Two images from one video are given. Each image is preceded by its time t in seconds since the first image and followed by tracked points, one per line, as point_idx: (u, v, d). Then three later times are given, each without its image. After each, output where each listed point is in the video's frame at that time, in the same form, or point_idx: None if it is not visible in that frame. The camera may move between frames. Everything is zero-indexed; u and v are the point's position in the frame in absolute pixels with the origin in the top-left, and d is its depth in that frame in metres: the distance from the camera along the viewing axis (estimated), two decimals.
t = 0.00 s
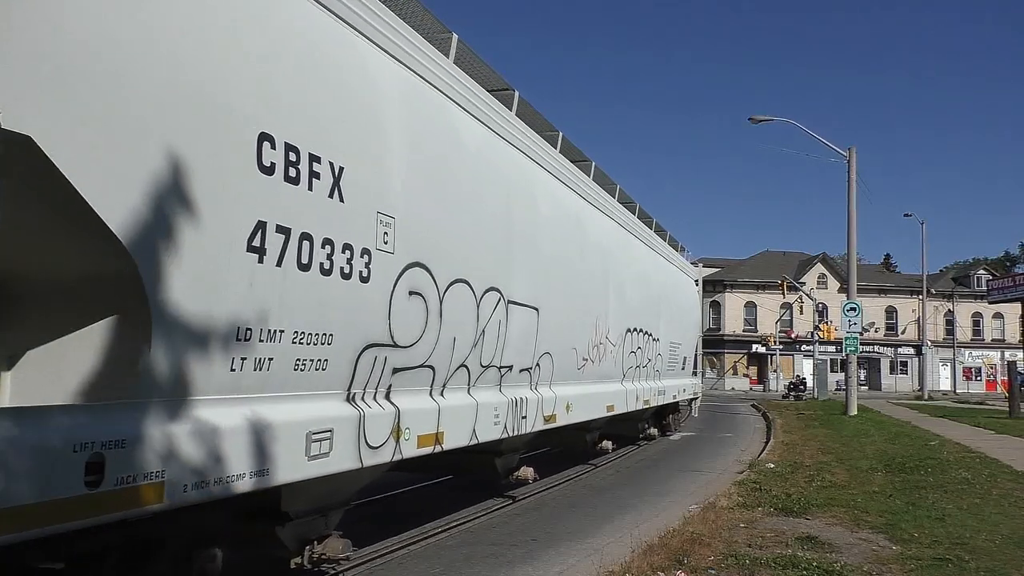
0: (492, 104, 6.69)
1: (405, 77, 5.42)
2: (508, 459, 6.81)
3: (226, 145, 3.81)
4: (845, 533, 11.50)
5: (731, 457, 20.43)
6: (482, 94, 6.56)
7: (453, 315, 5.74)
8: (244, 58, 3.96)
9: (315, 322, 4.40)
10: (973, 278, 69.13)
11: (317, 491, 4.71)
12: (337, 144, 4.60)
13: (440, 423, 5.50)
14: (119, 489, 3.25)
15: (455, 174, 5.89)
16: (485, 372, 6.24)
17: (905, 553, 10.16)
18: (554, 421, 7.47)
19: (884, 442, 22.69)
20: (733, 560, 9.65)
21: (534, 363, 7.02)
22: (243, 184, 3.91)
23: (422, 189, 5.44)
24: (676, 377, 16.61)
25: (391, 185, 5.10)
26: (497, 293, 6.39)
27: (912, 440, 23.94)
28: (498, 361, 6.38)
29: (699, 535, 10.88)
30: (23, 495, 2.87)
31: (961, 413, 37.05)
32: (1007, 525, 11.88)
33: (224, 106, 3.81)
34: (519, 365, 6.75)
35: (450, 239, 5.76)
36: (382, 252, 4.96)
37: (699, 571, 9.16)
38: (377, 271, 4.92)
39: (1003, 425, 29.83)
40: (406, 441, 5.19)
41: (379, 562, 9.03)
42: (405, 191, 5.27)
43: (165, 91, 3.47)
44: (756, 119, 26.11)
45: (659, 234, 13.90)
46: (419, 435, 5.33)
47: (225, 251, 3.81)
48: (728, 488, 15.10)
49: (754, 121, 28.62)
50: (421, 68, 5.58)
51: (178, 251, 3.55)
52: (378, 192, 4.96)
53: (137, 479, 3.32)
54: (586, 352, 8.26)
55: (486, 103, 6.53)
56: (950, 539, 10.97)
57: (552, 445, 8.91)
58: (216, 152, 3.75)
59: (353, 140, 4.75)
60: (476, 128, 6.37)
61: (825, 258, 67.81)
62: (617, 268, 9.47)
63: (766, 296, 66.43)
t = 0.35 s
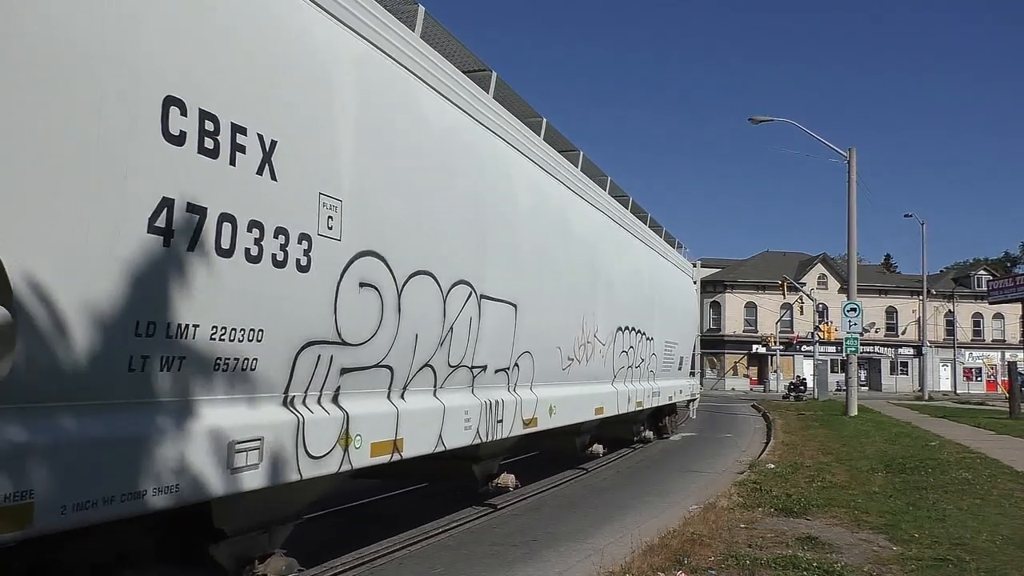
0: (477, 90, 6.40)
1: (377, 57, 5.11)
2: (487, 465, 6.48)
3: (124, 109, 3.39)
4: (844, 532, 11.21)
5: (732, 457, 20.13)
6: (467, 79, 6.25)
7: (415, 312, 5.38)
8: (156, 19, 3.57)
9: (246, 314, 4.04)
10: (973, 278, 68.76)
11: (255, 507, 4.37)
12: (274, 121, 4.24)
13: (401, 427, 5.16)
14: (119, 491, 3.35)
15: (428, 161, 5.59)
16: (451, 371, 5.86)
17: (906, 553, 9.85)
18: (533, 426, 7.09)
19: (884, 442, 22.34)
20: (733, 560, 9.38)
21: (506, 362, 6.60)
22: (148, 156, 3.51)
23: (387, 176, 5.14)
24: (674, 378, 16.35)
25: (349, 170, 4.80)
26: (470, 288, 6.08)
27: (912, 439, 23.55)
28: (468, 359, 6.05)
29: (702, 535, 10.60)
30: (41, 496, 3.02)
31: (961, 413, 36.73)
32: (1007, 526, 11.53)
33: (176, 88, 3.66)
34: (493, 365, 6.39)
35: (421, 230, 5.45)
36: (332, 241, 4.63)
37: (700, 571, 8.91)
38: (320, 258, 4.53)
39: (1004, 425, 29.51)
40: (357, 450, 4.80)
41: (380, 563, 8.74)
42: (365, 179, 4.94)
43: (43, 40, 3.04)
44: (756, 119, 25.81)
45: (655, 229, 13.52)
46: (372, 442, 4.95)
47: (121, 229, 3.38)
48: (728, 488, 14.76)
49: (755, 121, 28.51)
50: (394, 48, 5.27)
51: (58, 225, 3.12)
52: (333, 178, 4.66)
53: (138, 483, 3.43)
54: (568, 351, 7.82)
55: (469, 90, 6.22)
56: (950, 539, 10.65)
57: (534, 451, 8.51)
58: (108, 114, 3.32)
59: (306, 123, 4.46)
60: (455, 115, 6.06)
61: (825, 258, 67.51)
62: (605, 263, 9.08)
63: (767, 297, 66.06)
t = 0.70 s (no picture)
0: (443, 63, 6.02)
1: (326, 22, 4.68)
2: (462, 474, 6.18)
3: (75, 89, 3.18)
4: (845, 532, 10.83)
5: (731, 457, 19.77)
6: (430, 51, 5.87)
7: (366, 305, 4.98)
8: None
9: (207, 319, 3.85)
10: (973, 278, 68.41)
11: (175, 522, 4.01)
12: (204, 95, 3.79)
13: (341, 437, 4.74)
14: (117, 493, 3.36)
15: (385, 142, 5.20)
16: (413, 373, 5.56)
17: (906, 553, 9.48)
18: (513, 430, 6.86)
19: (884, 442, 21.97)
20: (733, 560, 9.01)
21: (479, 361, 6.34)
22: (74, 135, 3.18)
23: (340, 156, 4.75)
24: (671, 379, 15.96)
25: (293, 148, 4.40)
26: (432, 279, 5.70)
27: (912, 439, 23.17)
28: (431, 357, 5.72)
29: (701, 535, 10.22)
30: (48, 498, 3.05)
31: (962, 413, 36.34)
32: (1007, 526, 11.16)
33: (177, 89, 3.64)
34: (463, 365, 6.14)
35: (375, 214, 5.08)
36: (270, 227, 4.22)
37: (700, 571, 8.55)
38: (255, 243, 4.12)
39: (1004, 425, 29.13)
40: (293, 460, 4.39)
41: (379, 562, 8.35)
42: (312, 156, 4.53)
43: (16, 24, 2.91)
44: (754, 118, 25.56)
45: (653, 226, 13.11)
46: (313, 451, 4.54)
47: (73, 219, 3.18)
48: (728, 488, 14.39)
49: (755, 120, 28.33)
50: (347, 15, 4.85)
51: None
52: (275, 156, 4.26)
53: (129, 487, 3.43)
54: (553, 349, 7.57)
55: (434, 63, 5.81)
56: (950, 539, 10.28)
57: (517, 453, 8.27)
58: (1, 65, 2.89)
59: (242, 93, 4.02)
60: (420, 91, 5.67)
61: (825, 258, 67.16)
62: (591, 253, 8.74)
63: (767, 297, 65.68)
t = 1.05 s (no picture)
0: (401, 34, 5.69)
1: None
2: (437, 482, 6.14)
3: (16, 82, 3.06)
4: (845, 532, 10.43)
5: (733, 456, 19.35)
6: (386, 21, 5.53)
7: (306, 295, 4.62)
8: None
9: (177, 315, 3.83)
10: (974, 277, 67.91)
11: (76, 537, 3.64)
12: (112, 66, 3.44)
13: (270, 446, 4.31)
14: (101, 494, 3.37)
15: (330, 117, 4.88)
16: (366, 372, 5.21)
17: (907, 553, 9.06)
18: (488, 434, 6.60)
19: (885, 442, 21.54)
20: (733, 559, 8.62)
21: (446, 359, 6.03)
22: None
23: (276, 131, 4.42)
24: (666, 379, 15.60)
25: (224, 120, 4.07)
26: (389, 271, 5.38)
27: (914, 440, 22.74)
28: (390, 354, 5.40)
29: (700, 534, 9.82)
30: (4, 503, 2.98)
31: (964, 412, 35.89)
32: (1007, 525, 10.74)
33: (94, 65, 3.35)
34: (429, 365, 5.84)
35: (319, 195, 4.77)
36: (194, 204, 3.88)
37: (700, 571, 8.16)
38: (176, 221, 3.77)
39: (1006, 425, 28.71)
40: (211, 471, 3.94)
41: (380, 562, 8.05)
42: (244, 130, 4.19)
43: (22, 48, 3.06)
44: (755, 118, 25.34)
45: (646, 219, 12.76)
46: (238, 462, 4.12)
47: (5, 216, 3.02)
48: (728, 488, 13.96)
49: (754, 121, 28.11)
50: None
51: None
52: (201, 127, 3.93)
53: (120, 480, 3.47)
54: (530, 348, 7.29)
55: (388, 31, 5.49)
56: (950, 539, 9.87)
57: (496, 459, 8.00)
58: None
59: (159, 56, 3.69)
60: (373, 63, 5.33)
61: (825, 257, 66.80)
62: (574, 243, 8.39)
63: (767, 296, 65.27)
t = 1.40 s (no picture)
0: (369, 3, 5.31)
1: None
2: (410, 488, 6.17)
3: None
4: (844, 532, 10.09)
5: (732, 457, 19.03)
6: None
7: (251, 281, 4.24)
8: None
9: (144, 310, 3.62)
10: (974, 278, 67.55)
11: None
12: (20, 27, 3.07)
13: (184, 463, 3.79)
14: None
15: (284, 83, 4.47)
16: (315, 372, 4.78)
17: (906, 553, 8.72)
18: (456, 441, 6.27)
19: (885, 443, 21.21)
20: (734, 560, 8.27)
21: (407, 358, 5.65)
22: None
23: (220, 93, 4.02)
24: (661, 379, 15.25)
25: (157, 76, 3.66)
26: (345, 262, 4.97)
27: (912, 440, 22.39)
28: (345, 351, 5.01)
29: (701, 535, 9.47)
30: None
31: (962, 414, 35.54)
32: (1009, 526, 10.41)
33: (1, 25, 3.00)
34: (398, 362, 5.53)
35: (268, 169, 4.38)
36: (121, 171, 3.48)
37: (701, 572, 7.82)
38: (101, 192, 3.40)
39: (1007, 425, 28.42)
40: (99, 490, 3.37)
41: (379, 563, 7.66)
42: (182, 92, 3.80)
43: None
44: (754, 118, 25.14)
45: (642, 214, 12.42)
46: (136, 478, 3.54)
47: None
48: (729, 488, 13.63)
49: (753, 121, 27.85)
50: None
51: None
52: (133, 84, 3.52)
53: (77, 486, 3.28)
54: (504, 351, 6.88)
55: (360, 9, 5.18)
56: (950, 539, 9.54)
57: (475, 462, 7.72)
58: None
59: None
60: (333, 30, 4.94)
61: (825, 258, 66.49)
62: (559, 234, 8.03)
63: (767, 297, 64.93)
